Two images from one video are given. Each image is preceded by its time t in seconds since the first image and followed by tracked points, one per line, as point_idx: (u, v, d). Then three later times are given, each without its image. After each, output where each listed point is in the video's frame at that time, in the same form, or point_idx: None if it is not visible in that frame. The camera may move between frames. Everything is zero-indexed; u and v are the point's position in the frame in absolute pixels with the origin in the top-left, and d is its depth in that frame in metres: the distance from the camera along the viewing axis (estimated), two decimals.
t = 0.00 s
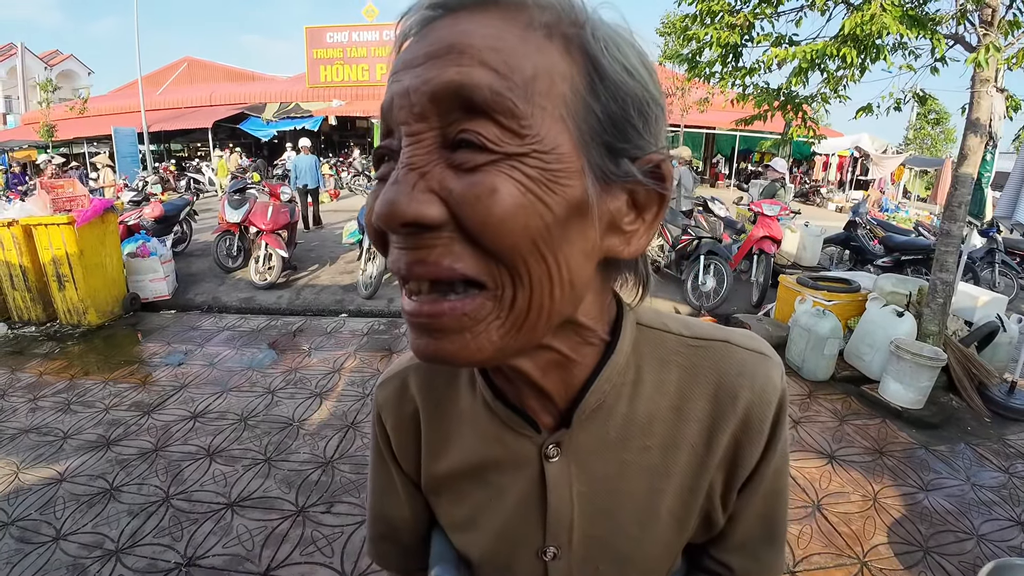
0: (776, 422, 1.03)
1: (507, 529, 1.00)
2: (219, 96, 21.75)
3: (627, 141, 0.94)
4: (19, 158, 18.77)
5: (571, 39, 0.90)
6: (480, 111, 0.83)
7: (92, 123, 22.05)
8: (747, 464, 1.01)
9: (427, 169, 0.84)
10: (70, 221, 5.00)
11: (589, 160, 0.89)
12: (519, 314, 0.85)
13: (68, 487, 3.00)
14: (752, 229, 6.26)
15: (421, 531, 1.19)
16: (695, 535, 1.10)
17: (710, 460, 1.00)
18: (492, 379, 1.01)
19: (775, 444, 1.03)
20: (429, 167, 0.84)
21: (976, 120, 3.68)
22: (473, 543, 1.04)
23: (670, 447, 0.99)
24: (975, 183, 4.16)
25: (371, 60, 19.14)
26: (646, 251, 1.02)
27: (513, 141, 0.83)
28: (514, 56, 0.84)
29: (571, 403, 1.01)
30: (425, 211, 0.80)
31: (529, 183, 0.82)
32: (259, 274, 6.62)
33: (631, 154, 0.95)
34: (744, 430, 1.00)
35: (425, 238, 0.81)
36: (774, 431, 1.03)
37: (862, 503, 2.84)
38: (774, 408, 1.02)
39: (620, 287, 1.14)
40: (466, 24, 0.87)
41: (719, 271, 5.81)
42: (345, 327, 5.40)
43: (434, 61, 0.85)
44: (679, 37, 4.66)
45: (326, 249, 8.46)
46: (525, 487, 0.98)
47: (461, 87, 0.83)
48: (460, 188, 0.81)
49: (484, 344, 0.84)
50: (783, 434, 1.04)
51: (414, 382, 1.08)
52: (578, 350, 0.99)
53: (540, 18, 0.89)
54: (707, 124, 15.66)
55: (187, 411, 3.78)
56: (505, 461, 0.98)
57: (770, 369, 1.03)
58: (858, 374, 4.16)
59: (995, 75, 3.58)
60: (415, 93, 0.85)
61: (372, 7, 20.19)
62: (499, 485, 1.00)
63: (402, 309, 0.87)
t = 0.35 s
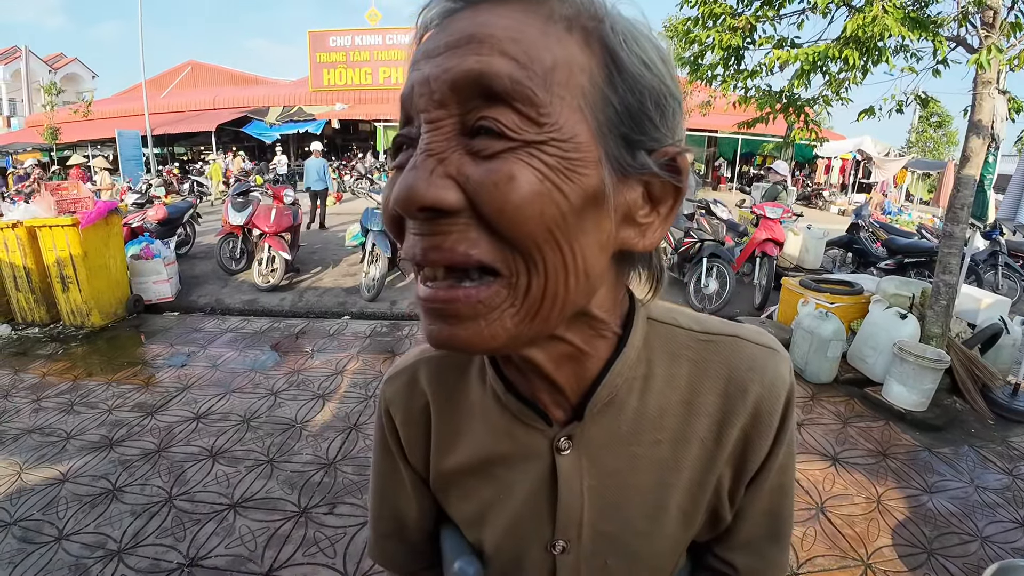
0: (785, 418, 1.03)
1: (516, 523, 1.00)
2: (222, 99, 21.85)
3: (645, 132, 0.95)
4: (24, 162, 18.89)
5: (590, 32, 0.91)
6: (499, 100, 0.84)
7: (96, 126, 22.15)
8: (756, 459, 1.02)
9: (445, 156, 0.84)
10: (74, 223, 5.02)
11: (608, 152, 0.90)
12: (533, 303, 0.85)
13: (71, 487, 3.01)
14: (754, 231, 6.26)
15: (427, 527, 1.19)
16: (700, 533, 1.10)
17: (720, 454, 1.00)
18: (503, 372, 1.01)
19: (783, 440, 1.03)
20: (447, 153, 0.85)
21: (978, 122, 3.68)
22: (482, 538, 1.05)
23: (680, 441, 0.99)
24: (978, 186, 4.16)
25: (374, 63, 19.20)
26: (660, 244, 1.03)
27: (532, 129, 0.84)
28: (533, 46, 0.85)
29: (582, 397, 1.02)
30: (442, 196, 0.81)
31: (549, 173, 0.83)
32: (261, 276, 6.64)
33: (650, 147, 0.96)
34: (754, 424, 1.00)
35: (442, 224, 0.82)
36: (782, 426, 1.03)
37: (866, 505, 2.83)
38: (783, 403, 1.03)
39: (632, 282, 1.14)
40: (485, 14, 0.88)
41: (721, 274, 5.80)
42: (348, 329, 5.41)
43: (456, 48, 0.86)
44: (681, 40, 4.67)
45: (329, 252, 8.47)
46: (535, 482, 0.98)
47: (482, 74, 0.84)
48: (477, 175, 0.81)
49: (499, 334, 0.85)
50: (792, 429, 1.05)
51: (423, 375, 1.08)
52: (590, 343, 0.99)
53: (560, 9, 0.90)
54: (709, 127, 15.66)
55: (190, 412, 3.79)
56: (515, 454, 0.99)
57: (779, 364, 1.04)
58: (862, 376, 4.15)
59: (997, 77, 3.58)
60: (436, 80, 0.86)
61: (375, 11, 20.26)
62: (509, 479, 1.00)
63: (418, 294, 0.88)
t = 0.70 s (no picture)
0: (782, 430, 1.03)
1: (515, 536, 1.00)
2: (223, 103, 21.91)
3: (661, 149, 1.01)
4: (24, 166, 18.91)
5: (616, 49, 0.96)
6: (542, 108, 0.86)
7: (97, 130, 22.19)
8: (753, 471, 1.02)
9: (489, 161, 0.84)
10: (74, 227, 5.02)
11: (636, 166, 0.95)
12: (572, 314, 0.86)
13: (70, 492, 3.00)
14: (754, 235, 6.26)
15: (426, 538, 1.19)
16: (696, 544, 1.10)
17: (718, 466, 1.00)
18: (503, 387, 1.01)
19: (780, 451, 1.03)
20: (491, 158, 0.84)
21: (977, 125, 3.69)
22: (482, 550, 1.05)
23: (679, 453, 0.99)
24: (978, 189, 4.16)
25: (374, 67, 19.26)
26: (668, 254, 1.07)
27: (574, 137, 0.87)
28: (576, 58, 0.89)
29: (585, 409, 1.01)
30: (492, 203, 0.80)
31: (593, 182, 0.86)
32: (261, 280, 6.64)
33: (665, 164, 1.02)
34: (751, 437, 1.00)
35: (487, 232, 0.80)
36: (779, 438, 1.03)
37: (866, 510, 2.82)
38: (781, 414, 1.03)
39: (629, 294, 1.16)
40: (526, 20, 0.90)
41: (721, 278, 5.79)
42: (347, 333, 5.41)
43: (502, 52, 0.87)
44: (680, 44, 4.68)
45: (328, 256, 8.47)
46: (536, 494, 0.97)
47: (533, 81, 0.85)
48: (526, 184, 0.82)
49: (542, 345, 0.84)
50: (788, 440, 1.04)
51: (423, 388, 1.08)
52: (596, 356, 0.99)
53: (592, 24, 0.95)
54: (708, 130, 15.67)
55: (189, 417, 3.78)
56: (514, 467, 0.99)
57: (776, 375, 1.04)
58: (862, 381, 4.15)
59: (996, 80, 3.58)
60: (481, 83, 0.86)
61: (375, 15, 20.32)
62: (510, 491, 0.99)
63: (444, 306, 0.83)
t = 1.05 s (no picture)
0: (768, 435, 1.02)
1: (503, 545, 0.99)
2: (221, 106, 21.91)
3: (661, 161, 1.04)
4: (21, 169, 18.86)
5: (622, 59, 0.98)
6: (555, 114, 0.85)
7: (95, 133, 22.16)
8: (740, 476, 1.01)
9: (501, 167, 0.82)
10: (69, 230, 5.00)
11: (639, 177, 0.96)
12: (581, 327, 0.85)
13: (63, 497, 2.98)
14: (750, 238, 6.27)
15: (413, 546, 1.18)
16: (683, 548, 1.09)
17: (706, 472, 0.99)
18: (490, 395, 1.00)
19: (766, 456, 1.03)
20: (503, 165, 0.82)
21: (973, 128, 3.68)
22: (470, 558, 1.04)
23: (668, 459, 0.98)
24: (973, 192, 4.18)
25: (372, 71, 19.32)
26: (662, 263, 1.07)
27: (586, 146, 0.87)
28: (590, 64, 0.90)
29: (576, 416, 1.00)
30: (507, 212, 0.77)
31: (604, 192, 0.86)
32: (258, 284, 6.62)
33: (664, 175, 1.04)
34: (738, 442, 1.00)
35: (501, 242, 0.77)
36: (765, 442, 1.03)
37: (863, 514, 2.81)
38: (768, 418, 1.02)
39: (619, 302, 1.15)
40: (539, 21, 0.89)
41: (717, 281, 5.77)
42: (343, 337, 5.39)
43: (517, 53, 0.86)
44: (676, 48, 4.68)
45: (325, 260, 8.46)
46: (525, 502, 0.96)
47: (548, 87, 0.85)
48: (539, 193, 0.80)
49: (553, 359, 0.82)
50: (775, 444, 1.04)
51: (409, 396, 1.07)
52: (588, 363, 0.99)
53: (602, 32, 0.96)
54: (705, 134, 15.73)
55: (183, 421, 3.76)
56: (502, 475, 0.97)
57: (763, 380, 1.04)
58: (859, 384, 4.15)
59: (991, 83, 3.59)
60: (495, 83, 0.84)
61: (373, 20, 20.37)
62: (498, 499, 0.98)
63: (450, 318, 0.80)
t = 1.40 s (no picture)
0: (780, 429, 1.03)
1: (515, 542, 0.98)
2: (216, 109, 21.86)
3: (675, 157, 1.05)
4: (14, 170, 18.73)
5: (640, 55, 0.99)
6: (579, 108, 0.86)
7: (89, 135, 22.05)
8: (752, 470, 1.01)
9: (527, 160, 0.82)
10: (64, 232, 4.97)
11: (658, 172, 0.97)
12: (603, 321, 0.85)
13: (58, 500, 2.95)
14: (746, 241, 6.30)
15: (419, 546, 1.17)
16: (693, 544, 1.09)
17: (718, 466, 0.99)
18: (503, 391, 1.00)
19: (777, 450, 1.03)
20: (529, 159, 0.82)
21: (968, 131, 3.72)
22: (481, 556, 1.03)
23: (681, 453, 0.98)
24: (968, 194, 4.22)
25: (368, 74, 19.43)
26: (677, 258, 1.07)
27: (610, 140, 0.87)
28: (613, 58, 0.91)
29: (591, 411, 1.01)
30: (535, 206, 0.77)
31: (628, 186, 0.86)
32: (253, 286, 6.59)
33: (679, 170, 1.05)
34: (750, 436, 1.00)
35: (527, 236, 0.77)
36: (776, 436, 1.03)
37: (861, 515, 2.82)
38: (779, 412, 1.03)
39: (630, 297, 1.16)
40: (560, 15, 0.90)
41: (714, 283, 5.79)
42: (340, 340, 5.37)
43: (541, 46, 0.86)
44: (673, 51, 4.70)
45: (322, 262, 8.44)
46: (539, 499, 0.96)
47: (572, 82, 0.85)
48: (565, 187, 0.81)
49: (576, 354, 0.82)
50: (785, 437, 1.04)
51: (420, 393, 1.07)
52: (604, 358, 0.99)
53: (622, 28, 0.97)
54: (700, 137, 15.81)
55: (179, 424, 3.74)
56: (514, 472, 0.97)
57: (774, 373, 1.04)
58: (855, 386, 4.16)
59: (986, 87, 3.62)
60: (520, 76, 0.84)
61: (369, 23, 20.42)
62: (510, 497, 0.98)
63: (473, 312, 0.79)
